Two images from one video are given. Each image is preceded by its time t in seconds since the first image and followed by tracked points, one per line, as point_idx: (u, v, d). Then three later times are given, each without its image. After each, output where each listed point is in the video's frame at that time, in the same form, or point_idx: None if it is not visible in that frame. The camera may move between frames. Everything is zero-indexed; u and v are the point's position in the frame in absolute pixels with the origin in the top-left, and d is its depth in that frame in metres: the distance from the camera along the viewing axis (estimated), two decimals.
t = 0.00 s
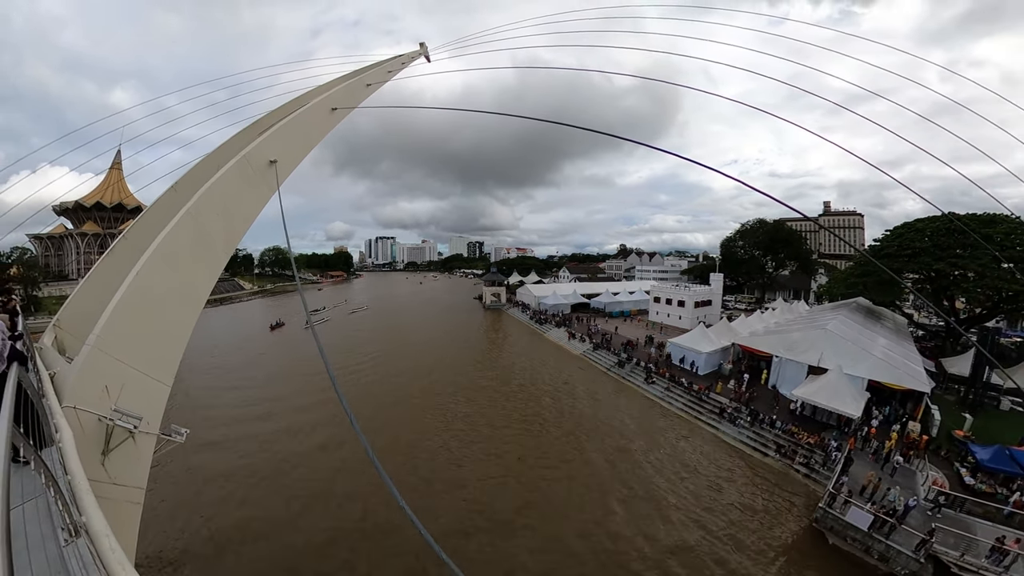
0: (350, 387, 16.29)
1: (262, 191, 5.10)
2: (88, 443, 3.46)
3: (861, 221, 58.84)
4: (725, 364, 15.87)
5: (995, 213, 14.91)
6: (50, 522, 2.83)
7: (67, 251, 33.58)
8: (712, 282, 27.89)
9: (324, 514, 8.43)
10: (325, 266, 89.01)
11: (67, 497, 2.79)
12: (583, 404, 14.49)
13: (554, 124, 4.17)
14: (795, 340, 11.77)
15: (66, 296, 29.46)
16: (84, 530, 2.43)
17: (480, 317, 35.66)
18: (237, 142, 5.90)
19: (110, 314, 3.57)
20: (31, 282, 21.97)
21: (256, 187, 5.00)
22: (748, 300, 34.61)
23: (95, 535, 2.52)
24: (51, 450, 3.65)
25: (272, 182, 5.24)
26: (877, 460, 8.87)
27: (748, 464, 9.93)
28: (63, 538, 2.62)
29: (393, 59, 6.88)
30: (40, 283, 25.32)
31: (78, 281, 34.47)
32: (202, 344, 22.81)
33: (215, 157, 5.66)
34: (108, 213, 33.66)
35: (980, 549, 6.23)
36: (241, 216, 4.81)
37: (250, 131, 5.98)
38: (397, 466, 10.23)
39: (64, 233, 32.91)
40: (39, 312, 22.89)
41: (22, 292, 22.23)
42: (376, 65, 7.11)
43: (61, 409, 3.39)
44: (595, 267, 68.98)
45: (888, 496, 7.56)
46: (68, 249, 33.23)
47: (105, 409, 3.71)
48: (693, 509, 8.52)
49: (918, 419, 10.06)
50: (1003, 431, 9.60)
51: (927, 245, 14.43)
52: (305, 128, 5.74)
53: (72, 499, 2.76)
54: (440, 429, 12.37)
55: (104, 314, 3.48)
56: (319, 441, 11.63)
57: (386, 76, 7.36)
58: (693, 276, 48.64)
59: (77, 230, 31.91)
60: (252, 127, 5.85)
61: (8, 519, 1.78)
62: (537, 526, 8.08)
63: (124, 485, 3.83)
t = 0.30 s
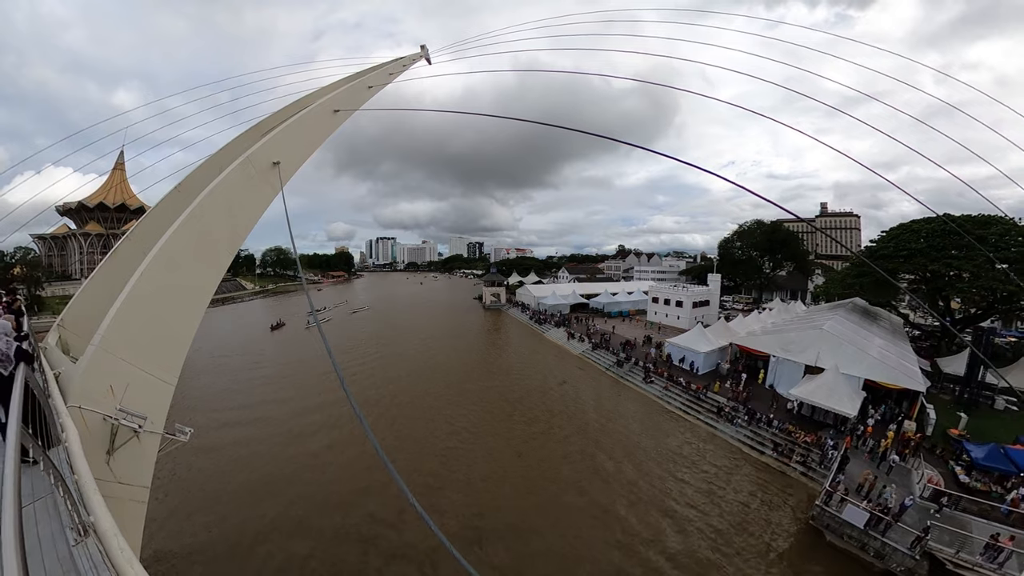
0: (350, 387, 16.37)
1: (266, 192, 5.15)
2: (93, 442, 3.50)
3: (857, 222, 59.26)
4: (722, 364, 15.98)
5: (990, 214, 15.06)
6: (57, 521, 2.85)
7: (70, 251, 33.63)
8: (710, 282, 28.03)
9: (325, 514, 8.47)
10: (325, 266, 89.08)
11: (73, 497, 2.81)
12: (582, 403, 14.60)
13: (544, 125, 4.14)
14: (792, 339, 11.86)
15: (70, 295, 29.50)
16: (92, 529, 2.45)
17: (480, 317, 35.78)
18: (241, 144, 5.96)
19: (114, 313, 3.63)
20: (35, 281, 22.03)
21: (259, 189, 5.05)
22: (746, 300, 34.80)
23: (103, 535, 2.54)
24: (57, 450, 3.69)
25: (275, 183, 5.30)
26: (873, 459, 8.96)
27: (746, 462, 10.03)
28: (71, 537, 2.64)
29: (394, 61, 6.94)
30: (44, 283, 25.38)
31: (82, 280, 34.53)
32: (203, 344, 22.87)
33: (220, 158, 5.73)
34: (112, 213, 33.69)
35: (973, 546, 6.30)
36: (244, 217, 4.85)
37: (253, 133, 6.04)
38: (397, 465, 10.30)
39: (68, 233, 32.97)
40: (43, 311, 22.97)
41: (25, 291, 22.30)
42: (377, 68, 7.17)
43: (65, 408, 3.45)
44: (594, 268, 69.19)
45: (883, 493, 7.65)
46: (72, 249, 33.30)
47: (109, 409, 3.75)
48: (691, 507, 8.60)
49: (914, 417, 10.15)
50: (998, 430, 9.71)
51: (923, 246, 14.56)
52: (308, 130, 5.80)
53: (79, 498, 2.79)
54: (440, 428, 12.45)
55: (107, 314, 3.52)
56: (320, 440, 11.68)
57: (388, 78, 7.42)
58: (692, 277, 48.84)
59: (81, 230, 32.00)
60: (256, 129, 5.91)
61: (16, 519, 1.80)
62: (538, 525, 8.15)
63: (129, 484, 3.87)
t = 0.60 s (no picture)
0: (352, 386, 16.44)
1: (269, 194, 5.21)
2: (99, 441, 3.55)
3: (853, 223, 59.60)
4: (720, 363, 16.09)
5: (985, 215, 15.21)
6: (69, 518, 2.90)
7: (72, 252, 33.57)
8: (709, 282, 28.15)
9: (327, 513, 8.54)
10: (325, 266, 89.08)
11: (82, 495, 2.85)
12: (582, 402, 14.69)
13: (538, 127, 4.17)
14: (789, 339, 11.95)
15: (73, 296, 29.54)
16: (102, 526, 2.49)
17: (480, 317, 35.87)
18: (244, 146, 6.01)
19: (120, 312, 3.68)
20: (38, 281, 22.08)
21: (263, 190, 5.10)
22: (743, 300, 34.99)
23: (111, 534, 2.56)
24: (65, 448, 3.74)
25: (279, 185, 5.35)
26: (869, 457, 9.07)
27: (744, 461, 10.12)
28: (81, 535, 2.68)
29: (395, 64, 7.00)
30: (47, 283, 25.40)
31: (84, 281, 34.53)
32: (205, 344, 22.90)
33: (223, 159, 5.78)
34: (114, 215, 33.47)
35: (969, 543, 6.40)
36: (247, 218, 4.90)
37: (256, 134, 6.08)
38: (399, 464, 10.40)
39: (70, 234, 33.00)
40: (45, 311, 23.01)
41: (29, 291, 22.32)
42: (379, 71, 7.23)
43: (72, 407, 3.50)
44: (593, 268, 69.40)
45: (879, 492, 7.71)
46: (74, 249, 33.30)
47: (115, 408, 3.80)
48: (690, 505, 8.69)
49: (910, 416, 10.27)
50: (992, 429, 9.83)
51: (918, 246, 14.69)
52: (311, 132, 5.86)
53: (88, 497, 2.82)
54: (441, 427, 12.54)
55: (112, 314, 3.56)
56: (320, 441, 11.71)
57: (389, 81, 7.48)
58: (690, 277, 49.01)
59: (83, 230, 32.05)
60: (258, 131, 5.96)
61: (32, 517, 1.84)
62: (538, 524, 8.21)
63: (135, 483, 3.92)
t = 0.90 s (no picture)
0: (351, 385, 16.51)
1: (271, 196, 5.27)
2: (105, 440, 3.60)
3: (848, 224, 59.92)
4: (718, 363, 16.20)
5: (979, 216, 15.36)
6: (81, 513, 2.96)
7: (75, 252, 33.68)
8: (707, 282, 28.30)
9: (329, 511, 8.61)
10: (324, 266, 89.05)
11: (91, 493, 2.89)
12: (581, 401, 14.80)
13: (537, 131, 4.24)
14: (786, 339, 12.05)
15: (76, 295, 29.64)
16: (111, 524, 2.53)
17: (479, 317, 35.96)
18: (246, 148, 6.07)
19: (125, 313, 3.73)
20: (41, 282, 22.19)
21: (266, 191, 5.17)
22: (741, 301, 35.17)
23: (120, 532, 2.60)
24: (71, 447, 3.80)
25: (281, 187, 5.41)
26: (864, 455, 9.17)
27: (741, 460, 10.21)
28: (90, 532, 2.73)
29: (397, 67, 7.08)
30: (50, 284, 25.50)
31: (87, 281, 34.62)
32: (205, 343, 22.96)
33: (225, 162, 5.84)
34: (118, 216, 33.38)
35: (964, 541, 6.49)
36: (250, 220, 4.97)
37: (259, 136, 6.14)
38: (400, 462, 10.47)
39: (74, 235, 33.13)
40: (49, 310, 23.10)
41: (32, 292, 22.41)
42: (380, 73, 7.30)
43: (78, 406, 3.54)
44: (591, 269, 69.55)
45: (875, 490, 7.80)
46: (77, 250, 33.40)
47: (120, 407, 3.86)
48: (688, 503, 8.77)
49: (905, 415, 10.37)
50: (987, 427, 9.94)
51: (914, 247, 14.83)
52: (313, 134, 5.92)
53: (97, 495, 2.87)
54: (442, 426, 12.62)
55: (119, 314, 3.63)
56: (320, 440, 11.74)
57: (390, 83, 7.56)
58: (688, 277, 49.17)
59: (86, 231, 32.21)
60: (261, 133, 6.02)
61: (46, 515, 1.89)
62: (538, 522, 8.26)
63: (140, 481, 3.98)
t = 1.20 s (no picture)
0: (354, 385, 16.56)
1: (275, 198, 5.31)
2: (111, 437, 3.65)
3: (851, 223, 59.57)
4: (720, 362, 16.17)
5: (983, 215, 15.24)
6: (88, 509, 3.01)
7: (81, 253, 33.97)
8: (709, 282, 28.19)
9: (331, 509, 8.67)
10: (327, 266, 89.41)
11: (97, 489, 2.94)
12: (583, 401, 14.81)
13: (535, 132, 4.28)
14: (788, 339, 12.01)
15: (81, 296, 29.90)
16: (118, 520, 2.57)
17: (481, 317, 36.00)
18: (251, 149, 6.13)
19: (130, 314, 3.78)
20: (47, 282, 22.41)
21: (269, 194, 5.22)
22: (744, 300, 35.03)
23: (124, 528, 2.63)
24: (79, 444, 3.86)
25: (284, 188, 5.46)
26: (867, 456, 9.13)
27: (743, 460, 10.20)
28: (96, 527, 2.77)
29: (399, 69, 7.11)
30: (56, 284, 25.74)
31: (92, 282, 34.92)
32: (209, 343, 23.09)
33: (229, 164, 5.89)
34: (123, 217, 33.43)
35: (966, 542, 6.46)
36: (255, 222, 5.02)
37: (262, 138, 6.19)
38: (401, 461, 10.52)
39: (79, 236, 33.44)
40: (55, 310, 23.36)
41: (40, 292, 22.66)
42: (382, 75, 7.34)
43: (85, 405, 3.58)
44: (594, 268, 69.51)
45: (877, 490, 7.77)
46: (83, 251, 33.70)
47: (126, 407, 3.92)
48: (689, 503, 8.77)
49: (908, 415, 10.32)
50: (990, 428, 9.89)
51: (917, 246, 14.74)
52: (316, 136, 5.97)
53: (104, 492, 2.91)
54: (444, 425, 12.66)
55: (125, 314, 3.68)
56: (322, 439, 11.80)
57: (392, 84, 7.59)
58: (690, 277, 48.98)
59: (91, 232, 32.54)
60: (264, 134, 6.07)
61: (54, 509, 1.92)
62: (538, 521, 8.29)
63: (145, 479, 4.03)
